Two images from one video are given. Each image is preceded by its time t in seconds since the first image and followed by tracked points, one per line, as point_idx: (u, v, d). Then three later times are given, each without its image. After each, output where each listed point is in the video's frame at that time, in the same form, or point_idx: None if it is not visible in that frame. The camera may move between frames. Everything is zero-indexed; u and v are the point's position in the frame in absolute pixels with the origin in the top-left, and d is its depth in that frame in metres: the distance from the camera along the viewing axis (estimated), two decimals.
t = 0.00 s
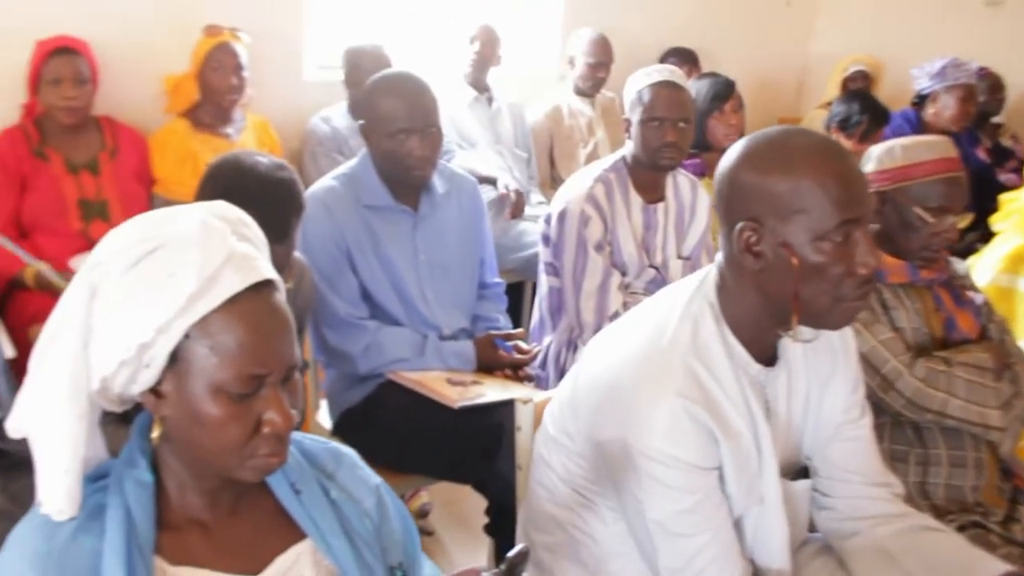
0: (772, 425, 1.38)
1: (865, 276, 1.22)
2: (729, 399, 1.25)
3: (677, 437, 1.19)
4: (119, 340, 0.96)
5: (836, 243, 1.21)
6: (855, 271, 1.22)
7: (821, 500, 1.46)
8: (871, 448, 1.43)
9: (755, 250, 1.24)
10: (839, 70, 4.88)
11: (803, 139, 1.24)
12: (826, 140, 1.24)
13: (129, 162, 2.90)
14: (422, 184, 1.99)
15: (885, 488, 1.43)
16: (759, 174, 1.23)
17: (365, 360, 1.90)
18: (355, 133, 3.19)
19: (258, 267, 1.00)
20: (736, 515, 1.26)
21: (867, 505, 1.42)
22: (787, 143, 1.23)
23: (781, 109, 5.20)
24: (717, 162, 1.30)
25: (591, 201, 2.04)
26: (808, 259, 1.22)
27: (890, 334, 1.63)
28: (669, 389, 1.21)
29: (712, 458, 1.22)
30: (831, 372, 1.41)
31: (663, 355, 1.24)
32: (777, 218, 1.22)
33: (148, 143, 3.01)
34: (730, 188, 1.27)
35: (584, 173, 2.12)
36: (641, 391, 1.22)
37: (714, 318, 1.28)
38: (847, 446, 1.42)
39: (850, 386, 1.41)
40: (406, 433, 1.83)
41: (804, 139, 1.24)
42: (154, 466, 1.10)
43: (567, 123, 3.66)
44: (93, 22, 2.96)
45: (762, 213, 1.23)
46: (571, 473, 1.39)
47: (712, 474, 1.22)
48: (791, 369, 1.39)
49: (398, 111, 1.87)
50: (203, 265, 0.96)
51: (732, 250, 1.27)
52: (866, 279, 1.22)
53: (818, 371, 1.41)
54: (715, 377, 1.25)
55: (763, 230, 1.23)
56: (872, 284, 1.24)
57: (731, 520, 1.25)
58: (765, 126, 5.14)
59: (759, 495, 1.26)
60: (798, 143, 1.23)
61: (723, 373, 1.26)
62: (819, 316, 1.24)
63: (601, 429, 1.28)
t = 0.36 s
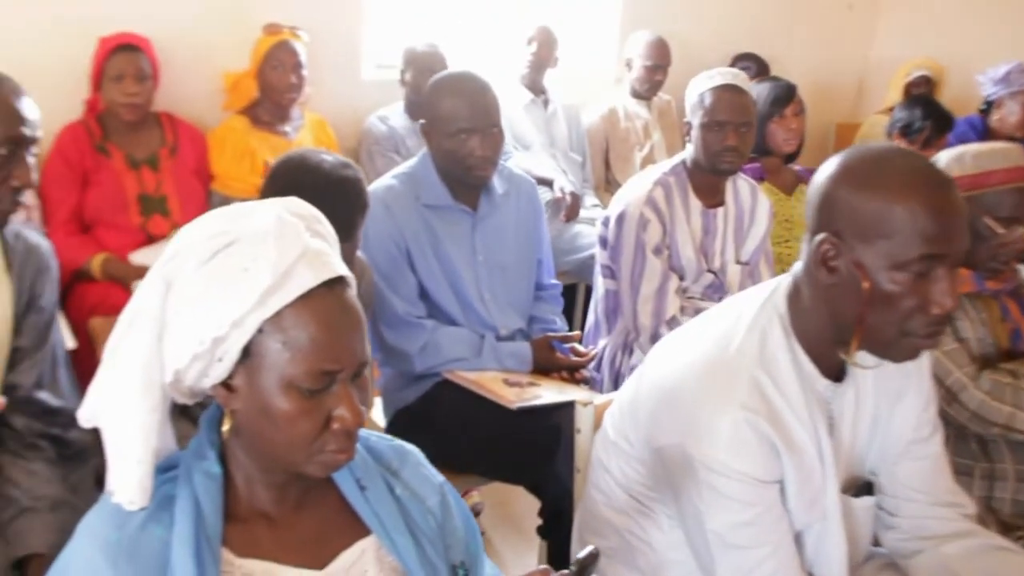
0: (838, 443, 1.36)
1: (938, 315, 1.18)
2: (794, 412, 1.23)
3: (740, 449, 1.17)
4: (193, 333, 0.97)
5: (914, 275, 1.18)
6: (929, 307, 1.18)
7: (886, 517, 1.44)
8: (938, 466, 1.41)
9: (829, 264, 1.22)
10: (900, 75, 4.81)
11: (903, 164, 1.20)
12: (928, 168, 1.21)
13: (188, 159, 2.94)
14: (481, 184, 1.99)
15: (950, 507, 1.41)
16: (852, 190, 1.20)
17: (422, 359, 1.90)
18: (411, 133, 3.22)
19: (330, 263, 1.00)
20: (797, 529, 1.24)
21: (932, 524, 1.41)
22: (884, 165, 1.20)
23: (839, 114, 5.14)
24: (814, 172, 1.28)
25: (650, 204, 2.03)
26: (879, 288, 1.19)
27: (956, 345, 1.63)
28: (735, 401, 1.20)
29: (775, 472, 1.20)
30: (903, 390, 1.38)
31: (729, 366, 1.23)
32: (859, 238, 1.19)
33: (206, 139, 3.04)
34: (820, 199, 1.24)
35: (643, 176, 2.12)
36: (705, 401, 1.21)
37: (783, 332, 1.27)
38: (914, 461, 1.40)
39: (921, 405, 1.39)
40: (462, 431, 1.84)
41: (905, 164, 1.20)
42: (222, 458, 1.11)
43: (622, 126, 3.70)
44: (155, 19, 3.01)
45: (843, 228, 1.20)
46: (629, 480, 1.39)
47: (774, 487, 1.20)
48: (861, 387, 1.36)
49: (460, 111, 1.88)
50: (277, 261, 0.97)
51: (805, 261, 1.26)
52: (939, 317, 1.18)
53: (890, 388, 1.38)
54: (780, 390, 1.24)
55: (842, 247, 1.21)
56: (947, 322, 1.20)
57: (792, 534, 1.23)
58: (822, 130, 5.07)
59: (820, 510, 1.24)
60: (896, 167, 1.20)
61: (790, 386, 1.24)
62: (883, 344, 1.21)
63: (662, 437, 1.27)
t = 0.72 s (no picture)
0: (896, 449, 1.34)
1: (994, 318, 1.15)
2: (855, 419, 1.21)
3: (800, 455, 1.16)
4: (256, 330, 0.98)
5: (970, 275, 1.16)
6: (984, 309, 1.15)
7: (946, 528, 1.41)
8: (1000, 475, 1.38)
9: (885, 265, 1.21)
10: (955, 79, 4.73)
11: (963, 165, 1.19)
12: (988, 168, 1.19)
13: (239, 158, 2.97)
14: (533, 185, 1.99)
15: (1012, 519, 1.38)
16: (909, 190, 1.19)
17: (472, 359, 1.90)
18: (461, 134, 3.23)
19: (394, 262, 1.01)
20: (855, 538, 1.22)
21: (994, 535, 1.38)
22: (942, 165, 1.19)
23: (891, 118, 5.07)
24: (874, 175, 1.27)
25: (703, 207, 2.02)
26: (932, 287, 1.17)
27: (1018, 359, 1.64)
28: (795, 406, 1.18)
29: (834, 478, 1.18)
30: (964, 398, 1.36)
31: (789, 371, 1.22)
32: (913, 236, 1.18)
33: (257, 138, 3.07)
34: (879, 200, 1.23)
35: (696, 180, 2.10)
36: (763, 405, 1.20)
37: (842, 335, 1.25)
38: (974, 470, 1.38)
39: (982, 414, 1.36)
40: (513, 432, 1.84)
41: (965, 164, 1.19)
42: (282, 454, 1.11)
43: (672, 128, 3.69)
44: (210, 19, 3.05)
45: (898, 228, 1.20)
46: (683, 484, 1.37)
47: (833, 494, 1.18)
48: (920, 394, 1.34)
49: (514, 112, 1.88)
50: (339, 258, 0.97)
51: (863, 265, 1.24)
52: (996, 320, 1.15)
53: (951, 395, 1.35)
54: (840, 395, 1.22)
55: (898, 247, 1.20)
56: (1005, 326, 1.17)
57: (850, 541, 1.21)
58: (875, 135, 5.01)
59: (879, 518, 1.22)
60: (956, 168, 1.18)
61: (851, 392, 1.22)
62: (937, 348, 1.20)
63: (719, 441, 1.26)
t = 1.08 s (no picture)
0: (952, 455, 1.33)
1: None
2: (918, 427, 1.20)
3: (864, 463, 1.16)
4: (313, 327, 0.99)
5: None
6: None
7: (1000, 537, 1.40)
8: None
9: (942, 272, 1.19)
10: (1007, 83, 4.66)
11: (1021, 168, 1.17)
12: None
13: (284, 157, 3.00)
14: (579, 187, 1.99)
15: None
16: (965, 195, 1.17)
17: (515, 360, 1.90)
18: (503, 135, 3.25)
19: (450, 262, 1.01)
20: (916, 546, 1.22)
21: None
22: (998, 169, 1.17)
23: (940, 122, 5.01)
24: (930, 180, 1.25)
25: (750, 211, 2.01)
26: (990, 292, 1.15)
27: None
28: (858, 414, 1.18)
29: (897, 486, 1.18)
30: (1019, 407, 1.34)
31: (850, 377, 1.21)
32: (968, 241, 1.16)
33: (301, 137, 3.09)
34: (935, 205, 1.22)
35: (742, 184, 2.09)
36: (825, 413, 1.20)
37: (903, 342, 1.23)
38: None
39: None
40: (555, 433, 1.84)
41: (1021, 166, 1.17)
42: (332, 451, 1.12)
43: (716, 131, 3.68)
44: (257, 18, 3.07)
45: (955, 233, 1.18)
46: (734, 489, 1.40)
47: (895, 503, 1.18)
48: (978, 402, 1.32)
49: (561, 113, 1.88)
50: (397, 257, 0.98)
51: (920, 272, 1.23)
52: None
53: (1007, 403, 1.33)
54: (903, 404, 1.20)
55: (953, 251, 1.18)
56: None
57: (911, 551, 1.21)
58: (923, 139, 4.95)
59: (940, 527, 1.21)
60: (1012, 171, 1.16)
61: (913, 399, 1.21)
62: (996, 352, 1.18)
63: (777, 448, 1.27)
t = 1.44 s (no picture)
0: None
1: None
2: (995, 426, 1.18)
3: (937, 458, 1.16)
4: (382, 315, 0.99)
5: None
6: None
7: None
8: None
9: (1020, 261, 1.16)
10: None
11: None
12: None
13: (340, 147, 3.02)
14: (637, 181, 1.98)
15: None
16: None
17: (571, 354, 1.90)
18: (557, 128, 3.24)
19: (519, 254, 1.01)
20: (987, 545, 1.21)
21: None
22: None
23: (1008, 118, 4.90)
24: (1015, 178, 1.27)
25: (810, 206, 1.98)
26: None
27: None
28: (933, 408, 1.18)
29: (971, 483, 1.18)
30: None
31: (926, 372, 1.21)
32: None
33: (357, 128, 3.11)
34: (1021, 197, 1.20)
35: (800, 180, 2.07)
36: (898, 407, 1.21)
37: (981, 337, 1.21)
38: None
39: None
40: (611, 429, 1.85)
41: None
42: (397, 440, 1.13)
43: (773, 126, 3.66)
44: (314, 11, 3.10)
45: None
46: (798, 483, 1.41)
47: (968, 500, 1.18)
48: None
49: (621, 106, 1.88)
50: (466, 247, 0.98)
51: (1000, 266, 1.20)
52: None
53: None
54: (981, 400, 1.20)
55: None
56: None
57: (981, 550, 1.21)
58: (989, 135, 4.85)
59: (1014, 529, 1.20)
60: None
61: (991, 396, 1.19)
62: None
63: (848, 442, 1.29)
